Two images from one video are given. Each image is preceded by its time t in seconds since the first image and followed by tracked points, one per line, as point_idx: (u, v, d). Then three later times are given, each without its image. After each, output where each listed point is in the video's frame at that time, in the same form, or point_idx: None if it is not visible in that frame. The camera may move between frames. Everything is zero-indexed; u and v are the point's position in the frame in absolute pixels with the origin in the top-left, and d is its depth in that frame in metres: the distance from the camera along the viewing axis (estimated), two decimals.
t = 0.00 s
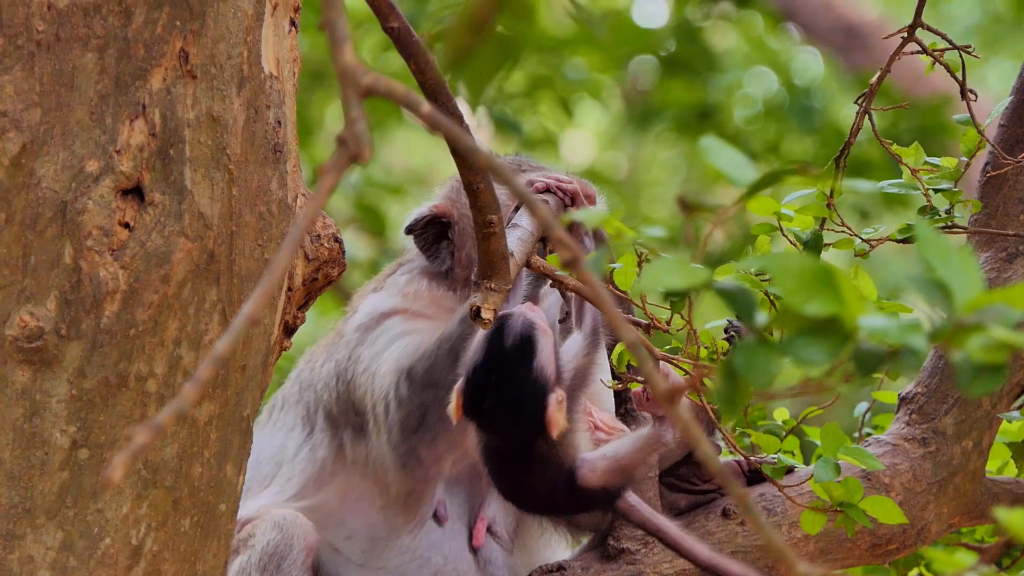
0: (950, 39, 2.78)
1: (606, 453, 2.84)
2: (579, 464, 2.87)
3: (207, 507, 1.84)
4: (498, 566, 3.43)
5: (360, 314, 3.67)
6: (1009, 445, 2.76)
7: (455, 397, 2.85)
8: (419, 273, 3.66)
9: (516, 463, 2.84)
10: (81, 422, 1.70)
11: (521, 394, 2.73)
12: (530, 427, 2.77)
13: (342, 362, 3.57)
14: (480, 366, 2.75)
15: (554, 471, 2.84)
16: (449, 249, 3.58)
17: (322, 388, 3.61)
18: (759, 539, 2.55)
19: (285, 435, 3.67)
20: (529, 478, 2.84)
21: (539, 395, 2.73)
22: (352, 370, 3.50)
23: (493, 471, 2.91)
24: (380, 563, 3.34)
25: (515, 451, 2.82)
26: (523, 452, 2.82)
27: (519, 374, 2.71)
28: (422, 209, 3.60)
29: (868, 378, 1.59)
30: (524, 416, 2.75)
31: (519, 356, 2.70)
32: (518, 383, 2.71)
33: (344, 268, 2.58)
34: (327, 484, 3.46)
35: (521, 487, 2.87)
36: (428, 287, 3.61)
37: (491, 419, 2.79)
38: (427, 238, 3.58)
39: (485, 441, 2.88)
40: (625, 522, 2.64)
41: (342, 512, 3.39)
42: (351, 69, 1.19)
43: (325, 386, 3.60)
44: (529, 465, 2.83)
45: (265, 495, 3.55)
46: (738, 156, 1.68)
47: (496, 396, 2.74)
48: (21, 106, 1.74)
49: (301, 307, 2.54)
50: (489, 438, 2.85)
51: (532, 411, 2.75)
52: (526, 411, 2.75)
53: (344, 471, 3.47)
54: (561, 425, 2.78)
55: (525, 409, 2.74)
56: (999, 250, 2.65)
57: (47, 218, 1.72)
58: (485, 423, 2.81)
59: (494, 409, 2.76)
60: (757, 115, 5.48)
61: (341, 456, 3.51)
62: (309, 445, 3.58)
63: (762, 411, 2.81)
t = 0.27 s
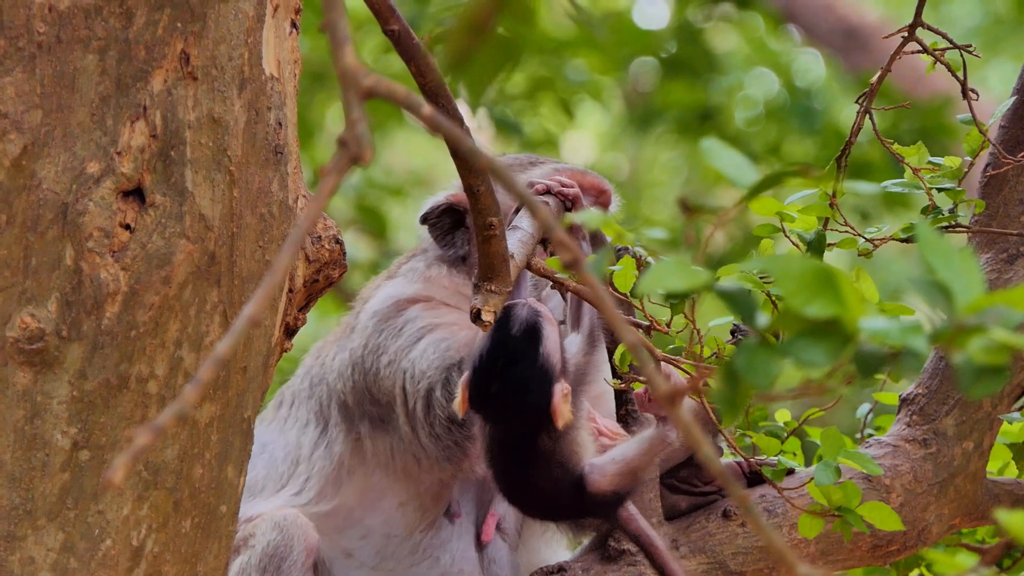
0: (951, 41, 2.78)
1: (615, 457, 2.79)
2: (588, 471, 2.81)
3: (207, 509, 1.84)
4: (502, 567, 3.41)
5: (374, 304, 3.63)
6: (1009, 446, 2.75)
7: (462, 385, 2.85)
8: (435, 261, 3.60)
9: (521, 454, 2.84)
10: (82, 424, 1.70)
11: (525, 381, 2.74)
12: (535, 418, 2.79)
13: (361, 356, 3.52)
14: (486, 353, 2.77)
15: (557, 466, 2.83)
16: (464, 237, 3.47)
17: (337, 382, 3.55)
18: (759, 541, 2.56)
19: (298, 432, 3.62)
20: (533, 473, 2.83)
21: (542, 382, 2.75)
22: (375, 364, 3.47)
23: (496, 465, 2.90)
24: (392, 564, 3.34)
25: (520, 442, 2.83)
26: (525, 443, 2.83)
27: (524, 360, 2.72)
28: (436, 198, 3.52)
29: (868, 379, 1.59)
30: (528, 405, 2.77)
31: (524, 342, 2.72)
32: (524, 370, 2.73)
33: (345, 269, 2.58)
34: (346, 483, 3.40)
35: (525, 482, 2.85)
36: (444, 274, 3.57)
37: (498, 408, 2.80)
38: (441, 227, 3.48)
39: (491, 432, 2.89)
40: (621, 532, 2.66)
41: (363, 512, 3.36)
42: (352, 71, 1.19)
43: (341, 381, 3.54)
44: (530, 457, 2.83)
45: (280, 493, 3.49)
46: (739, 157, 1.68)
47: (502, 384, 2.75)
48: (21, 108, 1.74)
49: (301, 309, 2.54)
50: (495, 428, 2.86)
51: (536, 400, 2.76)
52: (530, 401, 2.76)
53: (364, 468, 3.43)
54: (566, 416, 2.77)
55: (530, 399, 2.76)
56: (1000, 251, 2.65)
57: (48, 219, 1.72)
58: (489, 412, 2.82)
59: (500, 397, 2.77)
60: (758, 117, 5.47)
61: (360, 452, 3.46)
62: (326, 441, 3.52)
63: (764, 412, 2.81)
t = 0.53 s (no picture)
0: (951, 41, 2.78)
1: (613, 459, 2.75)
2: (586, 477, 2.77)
3: (208, 510, 1.84)
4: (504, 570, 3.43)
5: (373, 308, 3.57)
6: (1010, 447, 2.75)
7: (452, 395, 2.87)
8: (432, 265, 3.56)
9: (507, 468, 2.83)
10: (83, 425, 1.70)
11: (513, 395, 2.73)
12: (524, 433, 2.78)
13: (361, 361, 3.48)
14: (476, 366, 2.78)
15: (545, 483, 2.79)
16: (458, 242, 3.49)
17: (337, 386, 3.53)
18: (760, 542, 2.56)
19: (300, 434, 3.61)
20: (521, 487, 2.81)
21: (529, 399, 2.72)
22: (375, 371, 3.43)
23: (487, 478, 2.89)
24: (392, 567, 3.35)
25: (507, 457, 2.82)
26: (514, 458, 2.81)
27: (513, 373, 2.72)
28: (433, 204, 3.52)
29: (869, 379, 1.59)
30: (517, 420, 2.76)
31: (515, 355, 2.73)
32: (513, 385, 2.72)
33: (345, 270, 2.58)
34: (347, 487, 3.40)
35: (512, 496, 2.83)
36: (442, 278, 3.51)
37: (486, 420, 2.80)
38: (437, 233, 3.48)
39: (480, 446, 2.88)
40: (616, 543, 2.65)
41: (364, 516, 3.36)
42: (352, 72, 1.19)
43: (341, 385, 3.52)
44: (519, 471, 2.81)
45: (282, 495, 3.49)
46: (739, 157, 1.68)
47: (490, 397, 2.76)
48: (22, 109, 1.74)
49: (302, 310, 2.54)
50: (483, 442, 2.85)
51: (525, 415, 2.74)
52: (518, 416, 2.75)
53: (366, 472, 3.42)
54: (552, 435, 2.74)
55: (518, 413, 2.74)
56: (1000, 252, 2.65)
57: (49, 220, 1.72)
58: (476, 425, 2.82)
59: (488, 410, 2.77)
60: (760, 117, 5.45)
61: (362, 456, 3.45)
62: (328, 444, 3.51)
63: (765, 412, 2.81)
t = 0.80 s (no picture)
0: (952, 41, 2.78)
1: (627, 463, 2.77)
2: (601, 482, 2.78)
3: (209, 510, 1.84)
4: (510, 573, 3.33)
5: (378, 315, 3.57)
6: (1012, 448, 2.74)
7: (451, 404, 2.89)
8: (437, 273, 3.56)
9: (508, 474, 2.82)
10: (83, 425, 1.70)
11: (507, 403, 2.73)
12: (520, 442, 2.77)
13: (368, 369, 3.48)
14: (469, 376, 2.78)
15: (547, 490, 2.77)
16: (461, 248, 3.47)
17: (344, 391, 3.52)
18: (761, 543, 2.56)
19: (306, 436, 3.61)
20: (522, 493, 2.80)
21: (524, 407, 2.73)
22: (382, 380, 3.43)
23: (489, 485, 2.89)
24: (398, 570, 3.34)
25: (507, 463, 2.81)
26: (514, 464, 2.81)
27: (506, 381, 2.72)
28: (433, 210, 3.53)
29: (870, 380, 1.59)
30: (512, 429, 2.75)
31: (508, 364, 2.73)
32: (507, 392, 2.72)
33: (346, 271, 2.58)
34: (354, 490, 3.40)
35: (515, 502, 2.82)
36: (447, 287, 3.51)
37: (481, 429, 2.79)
38: (439, 240, 3.49)
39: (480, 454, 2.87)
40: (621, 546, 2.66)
41: (370, 519, 3.36)
42: (354, 73, 1.19)
43: (348, 390, 3.52)
44: (519, 477, 2.81)
45: (289, 496, 3.49)
46: (741, 158, 1.68)
47: (484, 406, 2.75)
48: (23, 109, 1.74)
49: (303, 311, 2.54)
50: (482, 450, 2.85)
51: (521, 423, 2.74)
52: (514, 423, 2.75)
53: (373, 477, 3.42)
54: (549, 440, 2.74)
55: (513, 421, 2.74)
56: (1002, 253, 2.65)
57: (50, 220, 1.72)
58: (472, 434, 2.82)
59: (483, 420, 2.77)
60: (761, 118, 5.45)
61: (369, 461, 3.45)
62: (334, 447, 3.51)
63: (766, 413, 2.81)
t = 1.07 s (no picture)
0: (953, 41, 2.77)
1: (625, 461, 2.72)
2: (600, 480, 2.73)
3: (210, 510, 1.85)
4: None
5: (380, 315, 3.56)
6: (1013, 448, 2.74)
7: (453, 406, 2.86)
8: (441, 274, 3.54)
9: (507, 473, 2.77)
10: (84, 425, 1.70)
11: (505, 402, 2.69)
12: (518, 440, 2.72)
13: (372, 370, 3.47)
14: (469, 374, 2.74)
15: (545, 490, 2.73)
16: (461, 251, 3.48)
17: (349, 392, 3.53)
18: (762, 542, 2.57)
19: (311, 435, 3.62)
20: (520, 493, 2.76)
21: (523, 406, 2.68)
22: (386, 382, 3.42)
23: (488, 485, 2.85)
24: (402, 571, 3.34)
25: (504, 463, 2.77)
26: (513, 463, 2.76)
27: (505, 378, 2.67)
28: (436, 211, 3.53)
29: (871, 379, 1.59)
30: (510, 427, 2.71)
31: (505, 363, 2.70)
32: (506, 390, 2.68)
33: (347, 270, 2.58)
34: (358, 489, 3.41)
35: (514, 501, 2.78)
36: (450, 288, 3.50)
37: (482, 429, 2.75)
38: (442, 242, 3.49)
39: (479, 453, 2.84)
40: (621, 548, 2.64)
41: (373, 518, 3.36)
42: (354, 72, 1.19)
43: (352, 390, 3.52)
44: (517, 477, 2.76)
45: (292, 493, 3.50)
46: (742, 158, 1.68)
47: (485, 404, 2.71)
48: (24, 108, 1.74)
49: (304, 310, 2.55)
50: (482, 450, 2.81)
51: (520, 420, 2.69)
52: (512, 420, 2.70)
53: (376, 477, 3.42)
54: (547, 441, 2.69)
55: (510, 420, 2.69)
56: (1002, 252, 2.65)
57: (51, 220, 1.72)
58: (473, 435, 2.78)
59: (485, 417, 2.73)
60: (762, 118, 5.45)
61: (373, 462, 3.45)
62: (339, 447, 3.52)
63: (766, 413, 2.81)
